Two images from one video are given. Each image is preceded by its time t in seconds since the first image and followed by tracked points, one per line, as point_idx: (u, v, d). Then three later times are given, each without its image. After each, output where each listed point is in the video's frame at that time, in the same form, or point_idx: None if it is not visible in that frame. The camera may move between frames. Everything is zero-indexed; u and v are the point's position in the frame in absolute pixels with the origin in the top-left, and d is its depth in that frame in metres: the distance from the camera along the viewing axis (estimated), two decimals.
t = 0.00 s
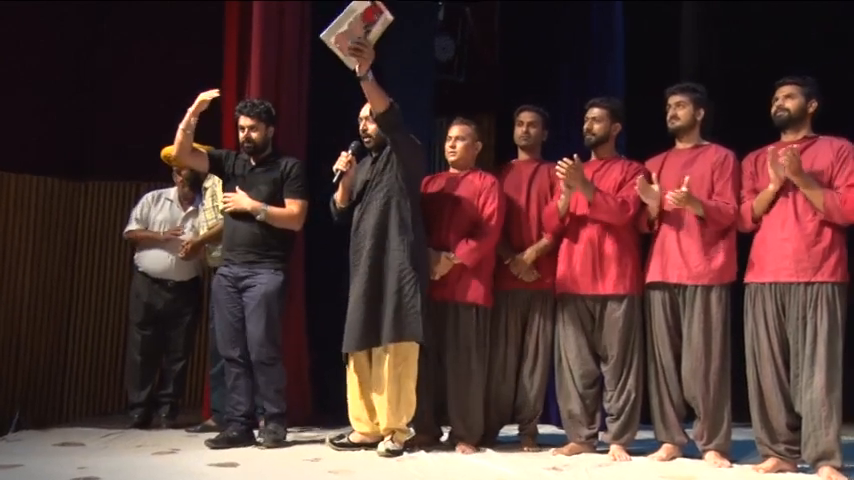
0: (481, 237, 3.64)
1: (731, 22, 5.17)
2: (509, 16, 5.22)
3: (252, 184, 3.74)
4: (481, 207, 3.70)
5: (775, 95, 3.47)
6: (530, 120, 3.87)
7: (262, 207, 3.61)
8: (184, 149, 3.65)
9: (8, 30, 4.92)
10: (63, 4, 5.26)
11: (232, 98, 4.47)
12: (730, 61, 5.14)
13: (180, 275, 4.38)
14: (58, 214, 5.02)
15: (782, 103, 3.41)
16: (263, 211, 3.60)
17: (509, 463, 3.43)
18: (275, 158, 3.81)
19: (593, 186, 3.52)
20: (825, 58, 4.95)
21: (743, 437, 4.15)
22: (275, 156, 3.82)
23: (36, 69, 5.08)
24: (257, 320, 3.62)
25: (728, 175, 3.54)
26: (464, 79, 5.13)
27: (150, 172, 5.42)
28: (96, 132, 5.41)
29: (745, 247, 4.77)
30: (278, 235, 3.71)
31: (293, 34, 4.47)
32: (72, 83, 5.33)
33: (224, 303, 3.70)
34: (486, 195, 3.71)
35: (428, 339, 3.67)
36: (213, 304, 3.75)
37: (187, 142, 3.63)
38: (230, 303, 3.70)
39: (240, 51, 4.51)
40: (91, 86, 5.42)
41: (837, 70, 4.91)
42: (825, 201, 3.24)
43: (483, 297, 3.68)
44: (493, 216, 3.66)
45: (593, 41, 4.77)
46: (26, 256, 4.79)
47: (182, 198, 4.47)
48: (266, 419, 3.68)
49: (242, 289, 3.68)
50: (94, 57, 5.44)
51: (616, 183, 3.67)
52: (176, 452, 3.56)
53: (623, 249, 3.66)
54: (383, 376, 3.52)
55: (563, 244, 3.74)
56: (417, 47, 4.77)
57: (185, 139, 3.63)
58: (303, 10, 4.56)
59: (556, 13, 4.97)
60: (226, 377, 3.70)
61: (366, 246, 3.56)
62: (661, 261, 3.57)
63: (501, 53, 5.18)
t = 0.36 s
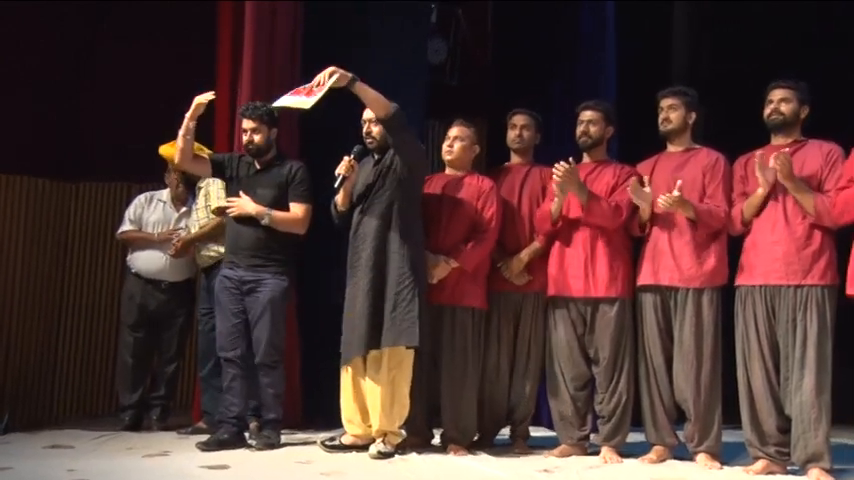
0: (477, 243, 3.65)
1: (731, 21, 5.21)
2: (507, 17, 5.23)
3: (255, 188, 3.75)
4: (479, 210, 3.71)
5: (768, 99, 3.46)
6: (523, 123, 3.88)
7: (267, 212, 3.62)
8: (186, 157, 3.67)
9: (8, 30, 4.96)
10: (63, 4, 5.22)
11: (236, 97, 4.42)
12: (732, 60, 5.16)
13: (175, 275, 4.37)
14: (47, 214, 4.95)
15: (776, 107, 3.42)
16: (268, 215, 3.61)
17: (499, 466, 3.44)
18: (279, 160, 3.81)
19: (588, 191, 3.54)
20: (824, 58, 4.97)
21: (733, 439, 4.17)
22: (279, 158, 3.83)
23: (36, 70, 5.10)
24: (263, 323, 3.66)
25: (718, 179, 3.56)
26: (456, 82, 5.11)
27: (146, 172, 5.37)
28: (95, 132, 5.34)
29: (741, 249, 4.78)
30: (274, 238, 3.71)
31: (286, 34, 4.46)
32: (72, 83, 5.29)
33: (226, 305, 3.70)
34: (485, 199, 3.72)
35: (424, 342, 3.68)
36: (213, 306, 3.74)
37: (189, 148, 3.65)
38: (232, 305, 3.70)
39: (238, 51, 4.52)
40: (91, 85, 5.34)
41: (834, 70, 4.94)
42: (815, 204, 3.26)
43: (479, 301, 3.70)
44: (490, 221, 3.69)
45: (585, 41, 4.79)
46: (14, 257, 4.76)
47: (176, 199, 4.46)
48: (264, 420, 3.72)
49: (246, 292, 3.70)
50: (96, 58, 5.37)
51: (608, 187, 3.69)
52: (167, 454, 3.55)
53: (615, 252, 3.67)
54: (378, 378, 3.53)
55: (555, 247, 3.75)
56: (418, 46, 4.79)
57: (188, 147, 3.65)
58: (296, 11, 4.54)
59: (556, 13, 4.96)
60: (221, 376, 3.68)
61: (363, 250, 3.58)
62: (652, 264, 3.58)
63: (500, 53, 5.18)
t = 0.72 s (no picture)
0: (469, 247, 3.67)
1: (729, 21, 5.25)
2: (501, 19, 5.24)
3: (256, 192, 3.76)
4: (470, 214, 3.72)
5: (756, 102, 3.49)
6: (512, 126, 3.90)
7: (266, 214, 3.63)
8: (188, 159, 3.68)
9: (8, 30, 4.97)
10: (63, 4, 5.21)
11: (237, 95, 4.37)
12: (733, 60, 5.19)
13: (164, 276, 4.35)
14: (36, 215, 4.87)
15: (763, 112, 3.45)
16: (266, 217, 3.62)
17: (488, 467, 3.45)
18: (280, 163, 3.83)
19: (580, 195, 3.56)
20: (825, 58, 4.97)
21: (719, 440, 4.20)
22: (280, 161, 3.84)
23: (36, 69, 5.09)
24: (262, 324, 3.68)
25: (705, 181, 3.58)
26: (446, 84, 5.12)
27: (141, 175, 5.30)
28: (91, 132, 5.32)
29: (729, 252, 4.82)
30: (267, 239, 3.71)
31: (275, 35, 4.46)
32: (73, 84, 5.27)
33: (225, 306, 3.71)
34: (477, 201, 3.73)
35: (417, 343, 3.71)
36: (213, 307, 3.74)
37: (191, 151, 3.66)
38: (233, 306, 3.71)
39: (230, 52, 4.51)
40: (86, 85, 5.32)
41: (836, 70, 4.93)
42: (799, 207, 3.29)
43: (471, 304, 3.71)
44: (484, 224, 3.70)
45: (573, 42, 4.81)
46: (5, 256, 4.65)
47: (163, 200, 4.44)
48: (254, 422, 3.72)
49: (247, 293, 3.71)
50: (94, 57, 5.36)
51: (598, 190, 3.70)
52: (155, 456, 3.54)
53: (603, 254, 3.69)
54: (368, 379, 3.52)
55: (543, 249, 3.76)
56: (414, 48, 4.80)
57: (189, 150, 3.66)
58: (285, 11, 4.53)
59: (555, 13, 4.93)
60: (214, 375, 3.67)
61: (356, 252, 3.57)
62: (640, 266, 3.60)
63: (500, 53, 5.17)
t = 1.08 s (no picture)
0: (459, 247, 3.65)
1: (721, 21, 5.26)
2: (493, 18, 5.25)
3: (249, 193, 3.76)
4: (460, 215, 3.73)
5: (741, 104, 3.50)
6: (505, 128, 3.89)
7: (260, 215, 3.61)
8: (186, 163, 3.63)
9: (8, 30, 5.00)
10: (63, 4, 5.19)
11: (229, 95, 4.35)
12: (728, 60, 5.21)
13: (150, 278, 4.34)
14: (22, 215, 4.88)
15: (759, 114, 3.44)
16: (260, 217, 3.59)
17: (476, 468, 3.45)
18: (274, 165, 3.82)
19: (570, 197, 3.56)
20: (827, 58, 5.01)
21: (707, 440, 4.22)
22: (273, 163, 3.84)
23: (36, 69, 5.09)
24: (255, 325, 3.67)
25: (692, 182, 3.59)
26: (434, 84, 5.10)
27: (132, 175, 5.26)
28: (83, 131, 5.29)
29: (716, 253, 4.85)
30: (257, 239, 3.71)
31: (263, 35, 4.47)
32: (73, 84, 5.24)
33: (217, 306, 3.70)
34: (467, 203, 3.73)
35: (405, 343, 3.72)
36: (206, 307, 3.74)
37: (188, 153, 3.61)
38: (225, 307, 3.70)
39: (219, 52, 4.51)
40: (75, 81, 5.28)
41: (835, 70, 4.98)
42: (784, 207, 3.30)
43: (460, 306, 3.71)
44: (474, 225, 3.70)
45: (562, 41, 4.82)
46: None
47: (150, 200, 4.45)
48: (242, 423, 3.70)
49: (240, 294, 3.71)
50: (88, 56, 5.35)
51: (586, 192, 3.71)
52: (142, 457, 3.53)
53: (590, 255, 3.70)
54: (356, 379, 3.52)
55: (532, 250, 3.77)
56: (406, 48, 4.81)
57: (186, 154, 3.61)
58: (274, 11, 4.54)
59: (551, 13, 4.94)
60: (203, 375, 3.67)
61: (341, 251, 3.57)
62: (626, 266, 3.62)
63: (499, 52, 5.14)
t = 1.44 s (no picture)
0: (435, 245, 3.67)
1: (697, 21, 5.32)
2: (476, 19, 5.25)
3: (228, 190, 3.73)
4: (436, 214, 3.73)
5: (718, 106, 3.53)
6: (482, 127, 3.91)
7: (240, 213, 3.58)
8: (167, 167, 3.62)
9: (8, 30, 5.08)
10: (63, 4, 5.16)
11: (207, 92, 4.32)
12: (723, 60, 5.25)
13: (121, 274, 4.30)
14: None
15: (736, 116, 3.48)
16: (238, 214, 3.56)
17: (452, 466, 3.46)
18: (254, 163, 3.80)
19: (550, 197, 3.57)
20: (828, 58, 5.02)
21: (680, 438, 4.28)
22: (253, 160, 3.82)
23: (36, 70, 5.10)
24: (233, 322, 3.65)
25: (668, 182, 3.63)
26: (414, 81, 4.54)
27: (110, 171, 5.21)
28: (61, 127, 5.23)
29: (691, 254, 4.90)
30: (235, 237, 3.69)
31: (242, 34, 4.44)
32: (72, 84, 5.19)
33: (194, 302, 3.68)
34: (441, 201, 3.75)
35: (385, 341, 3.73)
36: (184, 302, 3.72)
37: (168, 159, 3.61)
38: (203, 303, 3.68)
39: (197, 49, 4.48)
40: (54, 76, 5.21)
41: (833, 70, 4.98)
42: (759, 208, 3.35)
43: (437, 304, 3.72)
44: (449, 222, 3.71)
45: (542, 42, 4.86)
46: None
47: (123, 197, 4.41)
48: (217, 421, 3.67)
49: (218, 290, 3.68)
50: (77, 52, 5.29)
51: (565, 191, 3.73)
52: (115, 455, 3.50)
53: (568, 255, 3.72)
54: (335, 377, 3.52)
55: (510, 249, 3.78)
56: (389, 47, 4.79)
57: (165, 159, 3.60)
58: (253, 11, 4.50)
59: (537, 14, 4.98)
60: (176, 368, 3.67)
61: (322, 254, 3.53)
62: (603, 266, 3.65)
63: (486, 52, 5.15)
